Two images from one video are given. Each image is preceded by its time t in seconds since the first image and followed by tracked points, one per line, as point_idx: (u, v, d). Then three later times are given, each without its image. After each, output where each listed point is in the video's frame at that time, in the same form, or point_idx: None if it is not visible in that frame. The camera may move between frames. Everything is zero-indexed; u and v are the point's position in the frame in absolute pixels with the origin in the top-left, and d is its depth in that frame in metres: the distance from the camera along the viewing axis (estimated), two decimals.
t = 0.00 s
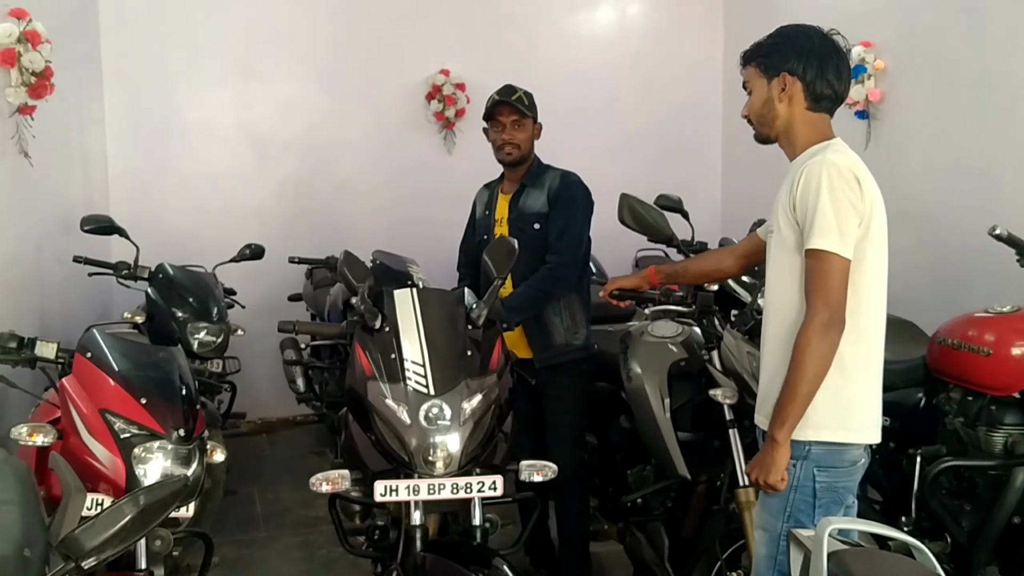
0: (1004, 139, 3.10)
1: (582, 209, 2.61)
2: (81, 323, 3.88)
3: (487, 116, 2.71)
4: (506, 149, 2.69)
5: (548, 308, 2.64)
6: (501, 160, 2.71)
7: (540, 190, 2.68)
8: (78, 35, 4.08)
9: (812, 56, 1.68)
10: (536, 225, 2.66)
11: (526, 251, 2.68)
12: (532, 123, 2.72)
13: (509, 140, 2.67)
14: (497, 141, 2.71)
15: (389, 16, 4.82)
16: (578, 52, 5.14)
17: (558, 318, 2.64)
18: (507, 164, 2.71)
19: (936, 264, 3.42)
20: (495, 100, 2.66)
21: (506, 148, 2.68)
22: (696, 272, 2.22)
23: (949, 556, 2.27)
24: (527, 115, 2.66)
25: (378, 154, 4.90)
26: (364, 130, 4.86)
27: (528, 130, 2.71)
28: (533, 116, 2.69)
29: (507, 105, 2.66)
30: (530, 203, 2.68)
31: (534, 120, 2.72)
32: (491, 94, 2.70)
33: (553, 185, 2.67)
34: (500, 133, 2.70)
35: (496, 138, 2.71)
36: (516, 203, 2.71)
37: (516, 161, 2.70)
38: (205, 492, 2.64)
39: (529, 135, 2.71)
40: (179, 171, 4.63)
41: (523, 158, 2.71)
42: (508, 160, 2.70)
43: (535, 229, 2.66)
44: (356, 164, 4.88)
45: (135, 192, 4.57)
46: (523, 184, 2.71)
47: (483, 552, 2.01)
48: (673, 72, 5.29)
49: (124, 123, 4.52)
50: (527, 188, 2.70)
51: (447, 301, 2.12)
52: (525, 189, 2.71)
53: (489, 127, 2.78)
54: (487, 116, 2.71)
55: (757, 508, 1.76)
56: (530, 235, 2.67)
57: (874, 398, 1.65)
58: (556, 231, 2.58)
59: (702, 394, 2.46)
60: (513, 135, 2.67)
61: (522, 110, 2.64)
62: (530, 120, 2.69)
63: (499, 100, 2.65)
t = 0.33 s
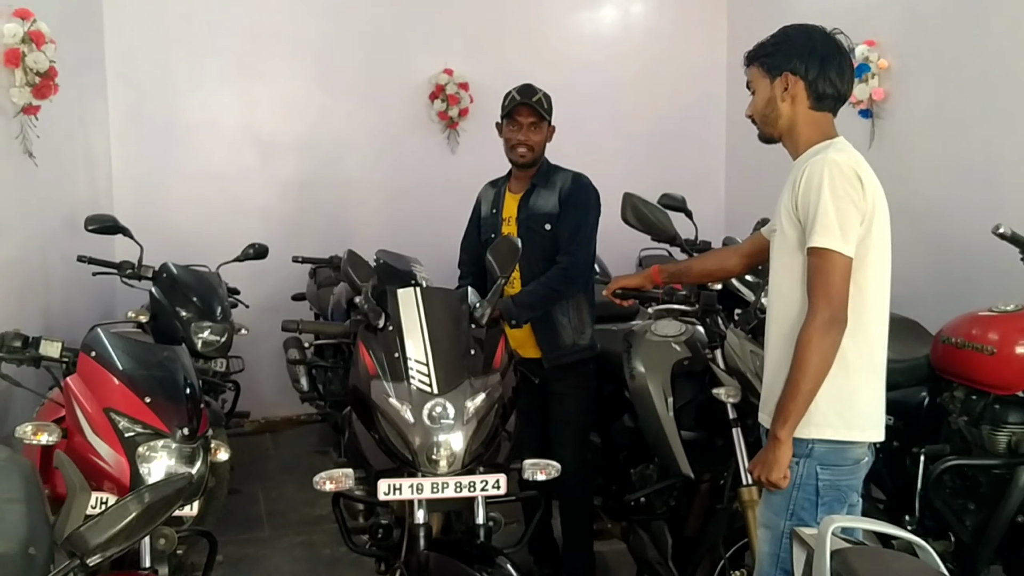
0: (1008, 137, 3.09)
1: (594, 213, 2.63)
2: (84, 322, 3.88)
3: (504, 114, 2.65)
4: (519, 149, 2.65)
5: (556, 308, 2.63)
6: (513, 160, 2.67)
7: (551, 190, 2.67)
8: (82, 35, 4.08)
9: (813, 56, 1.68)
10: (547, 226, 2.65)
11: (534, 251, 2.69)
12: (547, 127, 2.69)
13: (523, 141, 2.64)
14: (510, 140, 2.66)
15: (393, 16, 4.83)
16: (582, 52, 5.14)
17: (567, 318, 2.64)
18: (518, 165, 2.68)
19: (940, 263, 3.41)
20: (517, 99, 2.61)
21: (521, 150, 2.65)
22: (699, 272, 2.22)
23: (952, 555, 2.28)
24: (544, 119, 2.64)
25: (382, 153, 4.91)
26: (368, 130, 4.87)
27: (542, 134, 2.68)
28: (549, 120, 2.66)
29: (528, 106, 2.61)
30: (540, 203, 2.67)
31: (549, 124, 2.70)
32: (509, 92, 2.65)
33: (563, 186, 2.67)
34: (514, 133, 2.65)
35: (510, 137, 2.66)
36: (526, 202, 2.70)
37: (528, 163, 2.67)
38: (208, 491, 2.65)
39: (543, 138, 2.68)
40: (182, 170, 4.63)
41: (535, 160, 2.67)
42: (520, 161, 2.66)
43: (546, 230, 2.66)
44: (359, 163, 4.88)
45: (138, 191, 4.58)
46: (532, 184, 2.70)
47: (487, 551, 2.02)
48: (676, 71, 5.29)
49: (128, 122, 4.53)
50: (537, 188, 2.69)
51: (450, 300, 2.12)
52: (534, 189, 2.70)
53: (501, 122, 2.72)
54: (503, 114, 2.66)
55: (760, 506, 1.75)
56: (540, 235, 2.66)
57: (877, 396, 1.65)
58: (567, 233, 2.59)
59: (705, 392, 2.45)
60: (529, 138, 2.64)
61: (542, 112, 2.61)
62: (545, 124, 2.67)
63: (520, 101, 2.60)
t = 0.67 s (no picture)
0: (1010, 137, 3.09)
1: (600, 213, 2.63)
2: (87, 324, 3.89)
3: (511, 113, 2.66)
4: (524, 149, 2.66)
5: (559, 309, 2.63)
6: (519, 161, 2.68)
7: (557, 191, 2.67)
8: (84, 37, 4.09)
9: (813, 57, 1.68)
10: (552, 227, 2.65)
11: (538, 252, 2.69)
12: (554, 128, 2.69)
13: (529, 140, 2.64)
14: (517, 139, 2.67)
15: (395, 17, 4.84)
16: (584, 53, 5.14)
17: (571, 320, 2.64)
18: (524, 165, 2.68)
19: (942, 264, 3.41)
20: (523, 99, 2.61)
21: (527, 150, 2.65)
22: (701, 272, 2.22)
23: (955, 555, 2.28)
24: (552, 119, 2.64)
25: (383, 154, 4.91)
26: (370, 132, 4.87)
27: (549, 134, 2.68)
28: (557, 120, 2.66)
29: (535, 106, 2.62)
30: (546, 203, 2.67)
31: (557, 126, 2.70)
32: (517, 91, 2.66)
33: (570, 187, 2.67)
34: (521, 133, 2.66)
35: (517, 136, 2.66)
36: (531, 203, 2.69)
37: (534, 163, 2.66)
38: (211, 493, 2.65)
39: (550, 138, 2.68)
40: (185, 172, 4.64)
41: (541, 160, 2.67)
42: (526, 160, 2.66)
43: (551, 231, 2.66)
44: (362, 164, 4.88)
45: (141, 193, 4.59)
46: (539, 185, 2.70)
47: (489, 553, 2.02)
48: (678, 72, 5.29)
49: (131, 124, 4.54)
50: (543, 189, 2.69)
51: (452, 300, 2.12)
52: (540, 190, 2.70)
53: (508, 122, 2.73)
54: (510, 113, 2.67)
55: (762, 507, 1.75)
56: (545, 235, 2.67)
57: (879, 396, 1.65)
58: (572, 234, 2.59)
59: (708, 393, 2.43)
60: (534, 138, 2.64)
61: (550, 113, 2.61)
62: (552, 125, 2.67)
63: (526, 100, 2.61)
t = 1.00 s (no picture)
0: (1012, 137, 3.08)
1: (607, 218, 2.63)
2: (87, 324, 3.88)
3: (523, 108, 2.65)
4: (534, 145, 2.64)
5: (561, 313, 2.62)
6: (528, 157, 2.65)
7: (565, 194, 2.66)
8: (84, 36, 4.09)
9: (813, 56, 1.67)
10: (558, 229, 2.64)
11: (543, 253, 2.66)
12: (566, 126, 2.69)
13: (539, 137, 2.63)
14: (527, 136, 2.65)
15: (395, 17, 4.83)
16: (584, 53, 5.13)
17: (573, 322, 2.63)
18: (533, 162, 2.66)
19: (943, 264, 3.41)
20: (535, 94, 2.61)
21: (537, 147, 2.63)
22: (702, 272, 2.21)
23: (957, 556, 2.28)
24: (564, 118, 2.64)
25: (384, 154, 4.91)
26: (370, 131, 4.87)
27: (560, 132, 2.67)
28: (568, 119, 2.66)
29: (547, 101, 2.61)
30: (553, 205, 2.66)
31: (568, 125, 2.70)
32: (529, 87, 2.65)
33: (579, 190, 2.65)
34: (532, 129, 2.65)
35: (528, 132, 2.65)
36: (539, 202, 2.67)
37: (544, 159, 2.64)
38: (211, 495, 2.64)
39: (561, 136, 2.67)
40: (185, 172, 4.63)
41: (550, 157, 2.66)
42: (536, 157, 2.64)
43: (557, 233, 2.64)
44: (362, 165, 4.88)
45: (141, 193, 4.58)
46: (546, 185, 2.67)
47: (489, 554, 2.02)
48: (679, 72, 5.28)
49: (131, 124, 4.53)
50: (550, 189, 2.67)
51: (452, 301, 2.11)
52: (548, 190, 2.68)
53: (519, 118, 2.72)
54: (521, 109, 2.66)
55: (763, 508, 1.75)
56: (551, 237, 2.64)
57: (880, 397, 1.65)
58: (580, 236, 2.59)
59: (709, 393, 2.42)
60: (546, 134, 2.63)
61: (564, 111, 2.61)
62: (563, 124, 2.66)
63: (540, 96, 2.60)
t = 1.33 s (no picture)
0: (1013, 136, 3.07)
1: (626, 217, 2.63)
2: (85, 324, 3.87)
3: (534, 106, 2.62)
4: (548, 144, 2.61)
5: (577, 317, 2.62)
6: (543, 156, 2.63)
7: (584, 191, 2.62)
8: (81, 35, 4.07)
9: (814, 55, 1.66)
10: (578, 227, 2.60)
11: (561, 252, 2.62)
12: (579, 121, 2.65)
13: (552, 135, 2.60)
14: (540, 134, 2.62)
15: (393, 15, 4.81)
16: (583, 52, 5.12)
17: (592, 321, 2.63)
18: (546, 161, 2.63)
19: (943, 263, 3.40)
20: (545, 90, 2.58)
21: (550, 145, 2.61)
22: (703, 273, 2.20)
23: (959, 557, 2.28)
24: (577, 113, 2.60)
25: (382, 154, 4.89)
26: (369, 131, 4.85)
27: (573, 127, 2.63)
28: (581, 113, 2.61)
29: (558, 97, 2.58)
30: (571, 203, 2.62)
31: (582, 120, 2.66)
32: (539, 83, 2.63)
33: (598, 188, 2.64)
34: (545, 126, 2.61)
35: (540, 130, 2.62)
36: (556, 200, 2.63)
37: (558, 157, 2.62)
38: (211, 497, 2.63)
39: (575, 132, 2.63)
40: (183, 171, 4.62)
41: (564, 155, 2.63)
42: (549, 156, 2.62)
43: (576, 231, 2.61)
44: (360, 165, 4.87)
45: (139, 193, 4.57)
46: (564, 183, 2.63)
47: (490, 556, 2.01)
48: (678, 71, 5.27)
49: (129, 123, 4.52)
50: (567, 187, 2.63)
51: (452, 301, 2.10)
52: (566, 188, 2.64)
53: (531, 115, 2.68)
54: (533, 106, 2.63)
55: (765, 509, 1.74)
56: (571, 236, 2.61)
57: (883, 397, 1.64)
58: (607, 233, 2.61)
59: (710, 394, 2.42)
60: (559, 131, 2.60)
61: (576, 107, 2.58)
62: (577, 119, 2.62)
63: (551, 92, 2.57)
